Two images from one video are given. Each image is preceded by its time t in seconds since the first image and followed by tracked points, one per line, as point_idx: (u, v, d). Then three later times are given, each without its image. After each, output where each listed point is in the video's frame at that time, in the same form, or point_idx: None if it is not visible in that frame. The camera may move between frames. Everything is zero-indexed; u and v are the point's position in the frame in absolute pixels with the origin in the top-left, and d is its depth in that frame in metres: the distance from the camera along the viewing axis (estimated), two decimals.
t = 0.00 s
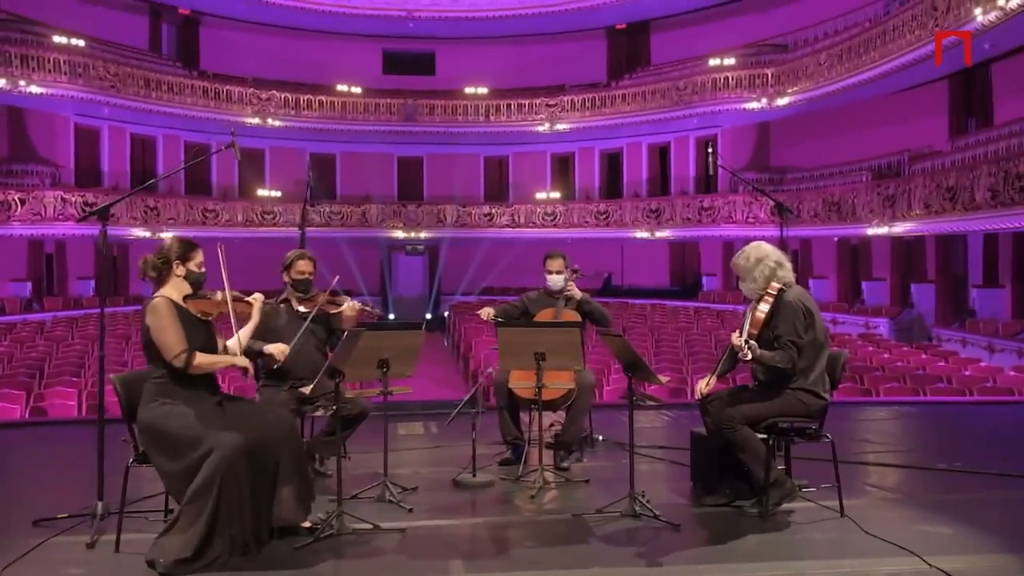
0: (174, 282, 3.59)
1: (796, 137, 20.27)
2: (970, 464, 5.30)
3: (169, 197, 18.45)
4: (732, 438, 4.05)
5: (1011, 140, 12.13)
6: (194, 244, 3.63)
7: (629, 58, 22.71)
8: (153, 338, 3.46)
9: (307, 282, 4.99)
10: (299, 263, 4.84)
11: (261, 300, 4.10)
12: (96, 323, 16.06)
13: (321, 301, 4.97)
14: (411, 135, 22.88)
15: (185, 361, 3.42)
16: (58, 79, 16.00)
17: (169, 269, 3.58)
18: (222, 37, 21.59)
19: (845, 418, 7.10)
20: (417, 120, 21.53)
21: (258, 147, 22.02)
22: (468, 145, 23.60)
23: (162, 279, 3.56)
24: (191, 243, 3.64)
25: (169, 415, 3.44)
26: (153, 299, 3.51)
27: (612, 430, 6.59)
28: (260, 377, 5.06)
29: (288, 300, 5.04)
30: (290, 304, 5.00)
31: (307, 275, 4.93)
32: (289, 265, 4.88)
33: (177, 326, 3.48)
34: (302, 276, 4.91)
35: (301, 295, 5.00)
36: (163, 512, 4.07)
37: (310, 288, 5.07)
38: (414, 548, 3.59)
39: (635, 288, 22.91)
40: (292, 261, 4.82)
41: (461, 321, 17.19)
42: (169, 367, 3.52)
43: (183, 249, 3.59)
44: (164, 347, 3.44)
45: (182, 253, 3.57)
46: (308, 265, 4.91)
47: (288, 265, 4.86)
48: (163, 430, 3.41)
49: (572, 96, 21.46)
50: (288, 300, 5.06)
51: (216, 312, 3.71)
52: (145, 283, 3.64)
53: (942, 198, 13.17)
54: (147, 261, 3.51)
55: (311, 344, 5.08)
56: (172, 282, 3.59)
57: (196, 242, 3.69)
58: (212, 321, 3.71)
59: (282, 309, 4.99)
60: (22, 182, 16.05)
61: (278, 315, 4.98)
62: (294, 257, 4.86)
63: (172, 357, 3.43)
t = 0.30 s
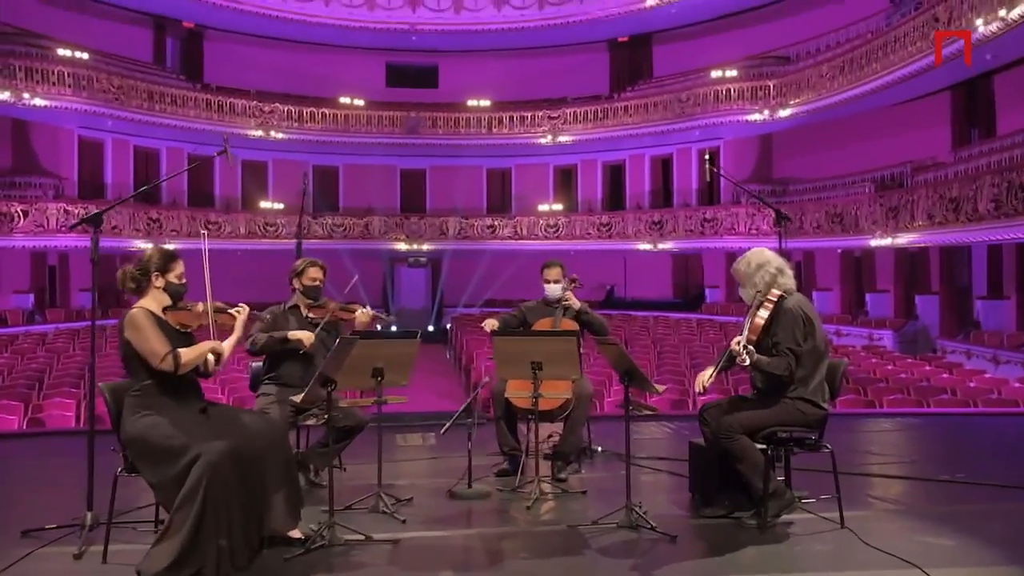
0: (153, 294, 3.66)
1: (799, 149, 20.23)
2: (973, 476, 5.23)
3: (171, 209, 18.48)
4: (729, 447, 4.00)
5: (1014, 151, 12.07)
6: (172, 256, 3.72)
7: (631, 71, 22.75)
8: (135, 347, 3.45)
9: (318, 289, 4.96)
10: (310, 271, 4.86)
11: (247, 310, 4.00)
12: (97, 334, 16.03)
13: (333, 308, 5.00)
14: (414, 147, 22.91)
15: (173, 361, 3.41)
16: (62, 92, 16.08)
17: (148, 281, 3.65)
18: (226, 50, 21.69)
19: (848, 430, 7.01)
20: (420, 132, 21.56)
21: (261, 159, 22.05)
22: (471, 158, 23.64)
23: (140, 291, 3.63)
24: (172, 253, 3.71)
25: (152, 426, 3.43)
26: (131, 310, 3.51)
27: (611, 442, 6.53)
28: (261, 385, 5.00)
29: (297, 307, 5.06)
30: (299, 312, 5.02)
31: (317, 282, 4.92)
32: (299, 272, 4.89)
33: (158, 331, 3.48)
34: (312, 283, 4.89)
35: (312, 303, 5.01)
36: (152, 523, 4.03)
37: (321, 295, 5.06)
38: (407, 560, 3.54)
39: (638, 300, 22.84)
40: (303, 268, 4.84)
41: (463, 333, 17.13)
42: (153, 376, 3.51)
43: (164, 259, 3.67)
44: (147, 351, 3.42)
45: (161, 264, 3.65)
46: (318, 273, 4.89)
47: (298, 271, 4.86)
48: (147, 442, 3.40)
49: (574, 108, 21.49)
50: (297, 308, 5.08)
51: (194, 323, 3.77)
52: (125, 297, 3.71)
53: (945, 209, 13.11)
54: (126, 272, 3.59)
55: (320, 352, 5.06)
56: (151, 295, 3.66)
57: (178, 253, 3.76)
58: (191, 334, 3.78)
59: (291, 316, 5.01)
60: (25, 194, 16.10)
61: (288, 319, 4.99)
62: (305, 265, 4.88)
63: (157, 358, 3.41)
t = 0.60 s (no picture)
0: (137, 305, 3.71)
1: (802, 161, 20.19)
2: (977, 489, 5.17)
3: (174, 222, 18.50)
4: (725, 457, 3.97)
5: (1017, 162, 12.01)
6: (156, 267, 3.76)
7: (633, 83, 22.78)
8: (120, 356, 3.47)
9: (320, 304, 4.96)
10: (315, 286, 4.87)
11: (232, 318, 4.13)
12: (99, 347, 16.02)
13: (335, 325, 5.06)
14: (416, 160, 22.95)
15: (162, 364, 3.44)
16: (66, 105, 16.14)
17: (132, 292, 3.70)
18: (231, 64, 21.79)
19: (851, 442, 6.94)
20: (423, 145, 21.60)
21: (264, 172, 22.09)
22: (475, 171, 23.68)
23: (125, 302, 3.67)
24: (155, 264, 3.76)
25: (137, 437, 3.46)
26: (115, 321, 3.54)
27: (611, 454, 6.46)
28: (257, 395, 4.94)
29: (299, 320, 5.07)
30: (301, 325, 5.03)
31: (322, 298, 4.93)
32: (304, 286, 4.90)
33: (144, 336, 3.51)
34: (316, 299, 4.90)
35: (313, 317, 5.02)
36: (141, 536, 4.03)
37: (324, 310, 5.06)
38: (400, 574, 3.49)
39: (641, 313, 22.74)
40: (309, 282, 4.85)
41: (465, 346, 17.07)
42: (138, 386, 3.54)
43: (148, 270, 3.71)
44: (135, 357, 3.45)
45: (145, 274, 3.70)
46: (323, 288, 4.90)
47: (304, 286, 4.87)
48: (132, 453, 3.43)
49: (577, 121, 21.53)
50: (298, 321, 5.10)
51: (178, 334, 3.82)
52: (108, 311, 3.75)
53: (948, 220, 13.04)
54: (110, 282, 3.63)
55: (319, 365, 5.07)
56: (135, 306, 3.71)
57: (161, 264, 3.80)
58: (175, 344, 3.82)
59: (292, 328, 5.02)
60: (29, 207, 16.14)
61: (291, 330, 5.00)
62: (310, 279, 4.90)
63: (145, 362, 3.44)
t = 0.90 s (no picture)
0: (127, 317, 3.68)
1: (806, 175, 20.16)
2: (981, 502, 5.10)
3: (179, 235, 18.52)
4: (723, 470, 3.93)
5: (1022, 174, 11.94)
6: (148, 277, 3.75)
7: (637, 98, 22.84)
8: (114, 365, 3.45)
9: (310, 318, 4.92)
10: (303, 300, 4.81)
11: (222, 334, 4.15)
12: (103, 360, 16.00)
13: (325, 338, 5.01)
14: (420, 175, 23.01)
15: (158, 368, 3.44)
16: (72, 120, 16.24)
17: (122, 304, 3.68)
18: (235, 79, 21.90)
19: (855, 456, 6.87)
20: (427, 159, 21.66)
21: (268, 186, 22.16)
22: (479, 185, 23.74)
23: (115, 313, 3.65)
24: (147, 276, 3.74)
25: (128, 447, 3.44)
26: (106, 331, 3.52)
27: (611, 467, 6.41)
28: (250, 409, 4.91)
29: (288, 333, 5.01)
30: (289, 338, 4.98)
31: (311, 311, 4.89)
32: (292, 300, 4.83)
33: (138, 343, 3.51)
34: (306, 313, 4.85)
35: (303, 330, 4.96)
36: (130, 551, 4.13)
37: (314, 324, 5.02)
38: None
39: (645, 326, 22.68)
40: (297, 297, 4.78)
41: (469, 360, 17.02)
42: (131, 396, 3.52)
43: (139, 282, 3.70)
44: (130, 364, 3.43)
45: (137, 287, 3.68)
46: (312, 302, 4.86)
47: (292, 300, 4.81)
48: (121, 465, 3.41)
49: (580, 134, 21.57)
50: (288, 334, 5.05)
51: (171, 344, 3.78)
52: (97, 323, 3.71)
53: (953, 233, 12.96)
54: (100, 293, 3.61)
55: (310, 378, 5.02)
56: (125, 317, 3.69)
57: (153, 275, 3.79)
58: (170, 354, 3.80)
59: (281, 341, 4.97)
60: (34, 221, 16.19)
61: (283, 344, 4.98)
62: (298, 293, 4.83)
63: (142, 367, 3.43)
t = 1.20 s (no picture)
0: (128, 324, 3.65)
1: (817, 183, 20.03)
2: (994, 514, 5.00)
3: (189, 245, 18.57)
4: (728, 480, 3.86)
5: None
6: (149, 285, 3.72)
7: (646, 107, 22.82)
8: (114, 370, 3.42)
9: (297, 325, 4.93)
10: (288, 305, 4.82)
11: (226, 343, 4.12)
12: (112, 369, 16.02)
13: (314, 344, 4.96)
14: (430, 185, 23.04)
15: (156, 371, 3.42)
16: (83, 130, 16.35)
17: (123, 311, 3.65)
18: (246, 90, 22.03)
19: (867, 467, 6.75)
20: (436, 168, 21.69)
21: (278, 197, 22.23)
22: (489, 194, 23.74)
23: (116, 321, 3.62)
24: (148, 283, 3.71)
25: (125, 455, 3.41)
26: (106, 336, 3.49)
27: (617, 478, 6.34)
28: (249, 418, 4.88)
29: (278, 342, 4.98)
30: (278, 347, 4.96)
31: (297, 317, 4.90)
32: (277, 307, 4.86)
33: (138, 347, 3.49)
34: (291, 319, 4.87)
35: (291, 338, 4.95)
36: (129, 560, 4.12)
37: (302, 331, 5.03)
38: None
39: (656, 336, 22.54)
40: (280, 302, 4.81)
41: (478, 370, 16.95)
42: (129, 404, 3.48)
43: (140, 290, 3.67)
44: (129, 369, 3.40)
45: (137, 294, 3.65)
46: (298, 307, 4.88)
47: (277, 307, 4.84)
48: (119, 472, 3.38)
49: (589, 144, 21.54)
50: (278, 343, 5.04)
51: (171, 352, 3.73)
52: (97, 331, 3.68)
53: (966, 241, 12.80)
54: (100, 300, 3.58)
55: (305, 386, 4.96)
56: (125, 325, 3.66)
57: (155, 283, 3.75)
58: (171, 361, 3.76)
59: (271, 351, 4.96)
60: (46, 231, 16.28)
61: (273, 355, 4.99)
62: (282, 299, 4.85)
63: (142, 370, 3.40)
